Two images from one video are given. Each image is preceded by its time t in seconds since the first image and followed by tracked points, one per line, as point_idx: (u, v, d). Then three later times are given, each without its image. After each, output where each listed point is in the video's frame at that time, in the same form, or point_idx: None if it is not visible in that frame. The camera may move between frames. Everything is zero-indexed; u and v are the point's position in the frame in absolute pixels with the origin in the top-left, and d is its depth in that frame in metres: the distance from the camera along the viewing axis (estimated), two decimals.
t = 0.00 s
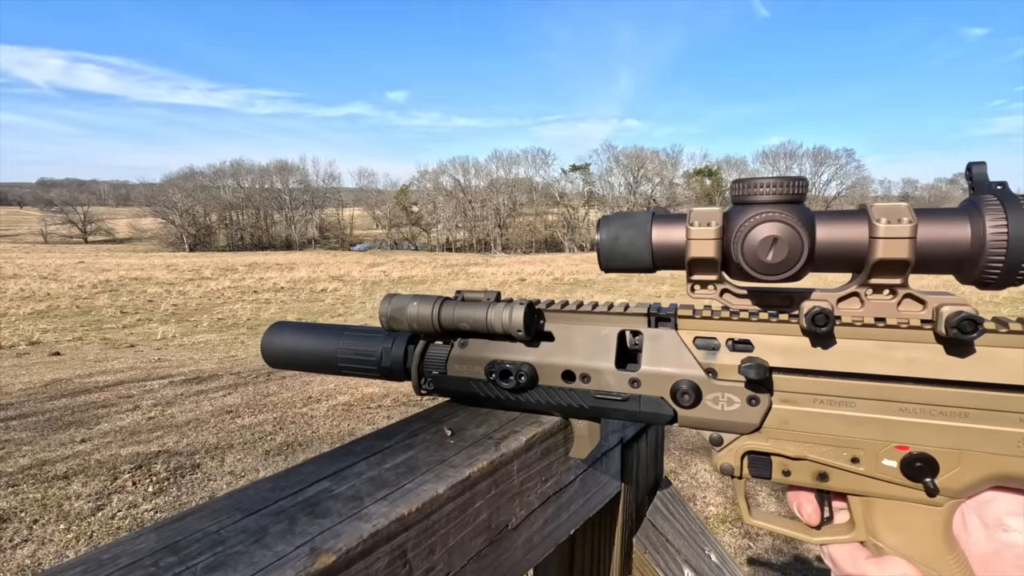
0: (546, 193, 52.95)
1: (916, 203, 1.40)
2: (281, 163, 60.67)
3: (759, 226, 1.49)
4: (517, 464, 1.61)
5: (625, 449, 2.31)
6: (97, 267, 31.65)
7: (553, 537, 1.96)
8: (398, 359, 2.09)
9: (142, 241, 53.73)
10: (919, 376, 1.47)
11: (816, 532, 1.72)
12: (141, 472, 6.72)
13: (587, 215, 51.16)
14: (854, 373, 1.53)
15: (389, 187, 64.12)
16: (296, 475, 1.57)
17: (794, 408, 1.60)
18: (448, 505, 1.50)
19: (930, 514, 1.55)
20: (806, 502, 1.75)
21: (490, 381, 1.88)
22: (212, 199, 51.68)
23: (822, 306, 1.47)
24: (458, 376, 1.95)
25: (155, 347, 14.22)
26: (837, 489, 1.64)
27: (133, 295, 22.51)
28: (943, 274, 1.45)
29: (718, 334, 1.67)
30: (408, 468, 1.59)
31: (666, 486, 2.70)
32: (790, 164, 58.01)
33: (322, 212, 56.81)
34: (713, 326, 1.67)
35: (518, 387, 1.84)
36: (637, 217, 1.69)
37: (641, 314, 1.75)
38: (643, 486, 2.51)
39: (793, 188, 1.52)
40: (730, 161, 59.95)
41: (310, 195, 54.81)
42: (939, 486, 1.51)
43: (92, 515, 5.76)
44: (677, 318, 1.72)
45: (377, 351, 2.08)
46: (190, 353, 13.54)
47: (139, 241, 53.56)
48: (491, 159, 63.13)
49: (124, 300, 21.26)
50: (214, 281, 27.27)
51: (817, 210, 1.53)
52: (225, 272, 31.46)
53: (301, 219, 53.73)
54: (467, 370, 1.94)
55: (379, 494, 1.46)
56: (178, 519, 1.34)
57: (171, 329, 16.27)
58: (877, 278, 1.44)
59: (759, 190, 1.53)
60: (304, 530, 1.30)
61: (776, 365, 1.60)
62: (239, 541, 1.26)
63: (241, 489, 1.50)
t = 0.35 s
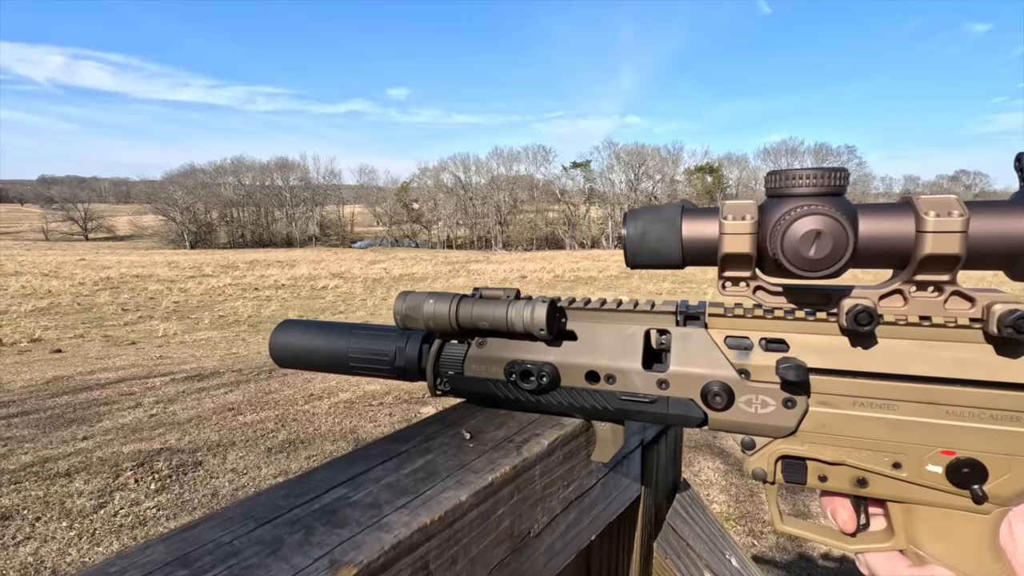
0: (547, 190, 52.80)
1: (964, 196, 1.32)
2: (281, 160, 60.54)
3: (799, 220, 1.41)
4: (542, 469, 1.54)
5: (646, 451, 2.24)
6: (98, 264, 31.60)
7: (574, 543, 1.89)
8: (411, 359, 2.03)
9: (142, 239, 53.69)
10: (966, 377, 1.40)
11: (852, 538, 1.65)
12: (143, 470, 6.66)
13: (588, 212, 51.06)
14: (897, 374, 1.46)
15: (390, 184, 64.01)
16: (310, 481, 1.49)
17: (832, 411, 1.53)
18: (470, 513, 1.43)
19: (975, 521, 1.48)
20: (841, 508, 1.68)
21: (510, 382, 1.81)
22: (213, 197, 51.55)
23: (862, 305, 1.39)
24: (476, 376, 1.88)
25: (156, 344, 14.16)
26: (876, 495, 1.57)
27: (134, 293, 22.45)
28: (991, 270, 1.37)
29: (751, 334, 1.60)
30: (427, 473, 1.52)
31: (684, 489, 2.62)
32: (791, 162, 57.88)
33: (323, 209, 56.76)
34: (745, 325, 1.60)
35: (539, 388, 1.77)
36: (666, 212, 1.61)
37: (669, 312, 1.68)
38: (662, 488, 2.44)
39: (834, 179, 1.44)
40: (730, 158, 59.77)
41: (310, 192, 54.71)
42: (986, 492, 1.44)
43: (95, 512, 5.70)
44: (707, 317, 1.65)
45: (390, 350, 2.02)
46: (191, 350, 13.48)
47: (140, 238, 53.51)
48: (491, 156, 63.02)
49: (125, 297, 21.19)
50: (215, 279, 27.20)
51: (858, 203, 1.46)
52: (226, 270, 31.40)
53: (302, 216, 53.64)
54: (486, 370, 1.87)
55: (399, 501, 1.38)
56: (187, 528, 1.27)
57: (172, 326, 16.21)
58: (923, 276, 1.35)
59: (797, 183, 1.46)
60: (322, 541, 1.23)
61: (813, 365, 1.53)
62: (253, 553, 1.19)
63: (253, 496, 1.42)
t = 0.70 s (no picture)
0: (547, 187, 52.63)
1: None
2: (282, 157, 60.36)
3: (851, 212, 1.34)
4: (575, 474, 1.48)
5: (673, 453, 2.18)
6: (99, 261, 31.55)
7: (603, 549, 1.82)
8: (433, 359, 1.96)
9: (143, 235, 53.62)
10: None
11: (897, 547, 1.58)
12: (146, 466, 6.60)
13: (589, 209, 50.91)
14: (949, 375, 1.39)
15: (390, 181, 63.88)
16: (335, 487, 1.43)
17: (881, 414, 1.46)
18: (504, 520, 1.36)
19: None
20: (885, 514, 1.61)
21: (538, 382, 1.74)
22: (214, 194, 51.43)
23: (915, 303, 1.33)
24: (502, 377, 1.81)
25: (158, 341, 14.11)
26: (924, 502, 1.51)
27: (135, 289, 22.39)
28: None
29: (794, 333, 1.53)
30: (456, 478, 1.46)
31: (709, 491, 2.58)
32: (792, 159, 57.65)
33: (323, 206, 56.66)
34: (788, 323, 1.53)
35: (569, 389, 1.70)
36: (705, 206, 1.54)
37: (706, 311, 1.61)
38: (687, 491, 2.38)
39: (885, 171, 1.37)
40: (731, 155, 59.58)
41: (310, 189, 54.59)
42: None
43: (98, 509, 5.64)
44: (746, 316, 1.58)
45: (411, 349, 1.96)
46: (193, 347, 13.42)
47: (141, 235, 53.44)
48: (492, 153, 62.77)
49: (126, 294, 21.14)
50: (216, 275, 27.14)
51: (910, 196, 1.38)
52: (227, 266, 31.35)
53: (302, 212, 53.53)
54: (512, 370, 1.80)
55: (431, 510, 1.31)
56: (209, 538, 1.21)
57: (173, 323, 16.16)
58: (980, 272, 1.28)
59: (845, 175, 1.38)
60: (353, 552, 1.16)
61: (861, 366, 1.46)
62: (280, 565, 1.12)
63: (277, 503, 1.36)
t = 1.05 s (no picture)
0: (549, 183, 52.43)
1: None
2: (283, 154, 60.20)
3: (922, 200, 1.24)
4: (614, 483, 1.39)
5: (703, 457, 2.08)
6: (101, 258, 31.48)
7: (635, 558, 1.73)
8: (454, 359, 1.87)
9: (145, 232, 53.55)
10: None
11: (953, 559, 1.50)
12: (149, 464, 6.53)
13: (591, 206, 50.73)
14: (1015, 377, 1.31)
15: (392, 178, 63.73)
16: (358, 496, 1.33)
17: (942, 419, 1.37)
18: (540, 534, 1.27)
19: None
20: (939, 524, 1.53)
21: (569, 385, 1.65)
22: (216, 191, 51.34)
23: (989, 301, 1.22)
24: (528, 379, 1.72)
25: (160, 338, 14.04)
26: (987, 513, 1.42)
27: (137, 286, 22.33)
28: None
29: (845, 332, 1.44)
30: (488, 487, 1.37)
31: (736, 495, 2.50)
32: (795, 155, 57.35)
33: (325, 203, 56.53)
34: (840, 323, 1.43)
35: (603, 392, 1.60)
36: (750, 197, 1.45)
37: (751, 309, 1.51)
38: (716, 497, 2.29)
39: (950, 158, 1.27)
40: (733, 152, 59.37)
41: (312, 186, 54.47)
42: None
43: (101, 506, 5.56)
44: (794, 314, 1.48)
45: (432, 348, 1.87)
46: (195, 343, 13.34)
47: (142, 232, 53.36)
48: (493, 150, 62.56)
49: (128, 291, 21.08)
50: (217, 272, 27.05)
51: (977, 184, 1.28)
52: (229, 263, 31.27)
53: (303, 209, 53.42)
54: (540, 372, 1.71)
55: (461, 523, 1.22)
56: (226, 554, 1.12)
57: (175, 320, 16.09)
58: None
59: (908, 164, 1.29)
60: (383, 570, 1.07)
61: (922, 367, 1.36)
62: None
63: (297, 514, 1.27)
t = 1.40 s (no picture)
0: (552, 180, 52.23)
1: None
2: (285, 150, 60.11)
3: (1009, 177, 1.12)
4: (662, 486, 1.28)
5: (740, 457, 1.98)
6: (104, 254, 31.45)
7: (674, 564, 1.63)
8: (480, 352, 1.76)
9: (148, 229, 53.55)
10: None
11: None
12: (153, 459, 6.45)
13: (593, 202, 50.54)
14: None
15: (394, 175, 63.61)
16: (386, 500, 1.23)
17: (1020, 418, 1.27)
18: (585, 542, 1.16)
19: None
20: (1012, 531, 1.42)
21: (606, 380, 1.54)
22: (218, 188, 51.27)
23: None
24: (561, 375, 1.61)
25: (163, 334, 13.97)
26: None
27: (140, 282, 22.28)
28: None
29: (912, 324, 1.33)
30: (525, 490, 1.26)
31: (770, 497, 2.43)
32: (798, 152, 57.00)
33: (327, 199, 56.42)
34: (905, 314, 1.33)
35: (644, 387, 1.50)
36: (808, 177, 1.33)
37: (805, 299, 1.40)
38: (750, 498, 2.18)
39: None
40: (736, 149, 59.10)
41: (314, 182, 54.37)
42: None
43: (105, 502, 5.48)
44: (853, 304, 1.37)
45: (456, 342, 1.77)
46: (198, 339, 13.28)
47: (145, 228, 53.35)
48: (495, 146, 62.32)
49: (131, 287, 21.04)
50: (220, 269, 26.99)
51: None
52: (232, 260, 31.22)
53: (306, 206, 53.34)
54: (573, 366, 1.60)
55: (501, 530, 1.11)
56: (247, 565, 1.01)
57: (178, 316, 16.03)
58: None
59: (988, 137, 1.16)
60: None
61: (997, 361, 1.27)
62: None
63: (321, 521, 1.16)
